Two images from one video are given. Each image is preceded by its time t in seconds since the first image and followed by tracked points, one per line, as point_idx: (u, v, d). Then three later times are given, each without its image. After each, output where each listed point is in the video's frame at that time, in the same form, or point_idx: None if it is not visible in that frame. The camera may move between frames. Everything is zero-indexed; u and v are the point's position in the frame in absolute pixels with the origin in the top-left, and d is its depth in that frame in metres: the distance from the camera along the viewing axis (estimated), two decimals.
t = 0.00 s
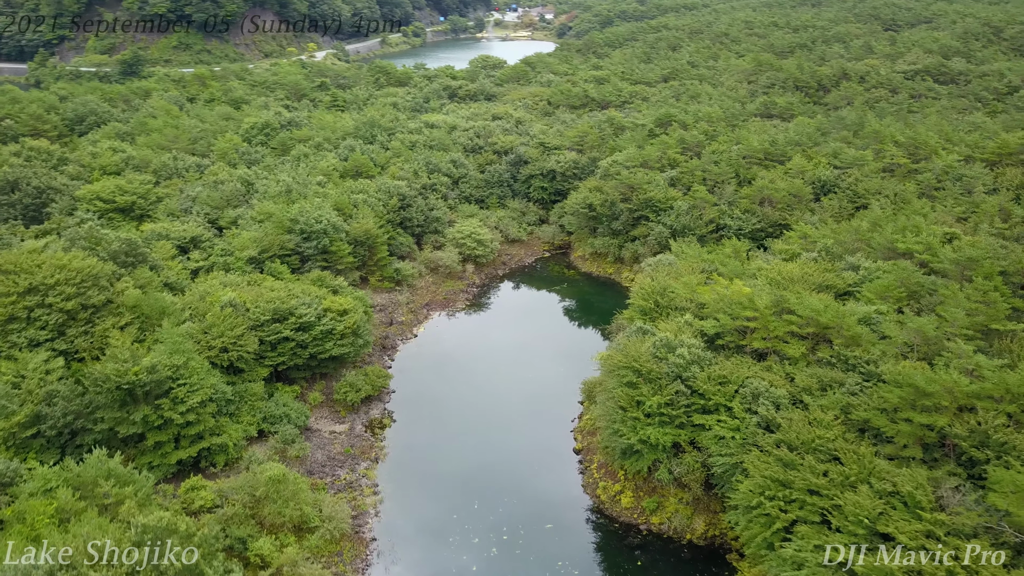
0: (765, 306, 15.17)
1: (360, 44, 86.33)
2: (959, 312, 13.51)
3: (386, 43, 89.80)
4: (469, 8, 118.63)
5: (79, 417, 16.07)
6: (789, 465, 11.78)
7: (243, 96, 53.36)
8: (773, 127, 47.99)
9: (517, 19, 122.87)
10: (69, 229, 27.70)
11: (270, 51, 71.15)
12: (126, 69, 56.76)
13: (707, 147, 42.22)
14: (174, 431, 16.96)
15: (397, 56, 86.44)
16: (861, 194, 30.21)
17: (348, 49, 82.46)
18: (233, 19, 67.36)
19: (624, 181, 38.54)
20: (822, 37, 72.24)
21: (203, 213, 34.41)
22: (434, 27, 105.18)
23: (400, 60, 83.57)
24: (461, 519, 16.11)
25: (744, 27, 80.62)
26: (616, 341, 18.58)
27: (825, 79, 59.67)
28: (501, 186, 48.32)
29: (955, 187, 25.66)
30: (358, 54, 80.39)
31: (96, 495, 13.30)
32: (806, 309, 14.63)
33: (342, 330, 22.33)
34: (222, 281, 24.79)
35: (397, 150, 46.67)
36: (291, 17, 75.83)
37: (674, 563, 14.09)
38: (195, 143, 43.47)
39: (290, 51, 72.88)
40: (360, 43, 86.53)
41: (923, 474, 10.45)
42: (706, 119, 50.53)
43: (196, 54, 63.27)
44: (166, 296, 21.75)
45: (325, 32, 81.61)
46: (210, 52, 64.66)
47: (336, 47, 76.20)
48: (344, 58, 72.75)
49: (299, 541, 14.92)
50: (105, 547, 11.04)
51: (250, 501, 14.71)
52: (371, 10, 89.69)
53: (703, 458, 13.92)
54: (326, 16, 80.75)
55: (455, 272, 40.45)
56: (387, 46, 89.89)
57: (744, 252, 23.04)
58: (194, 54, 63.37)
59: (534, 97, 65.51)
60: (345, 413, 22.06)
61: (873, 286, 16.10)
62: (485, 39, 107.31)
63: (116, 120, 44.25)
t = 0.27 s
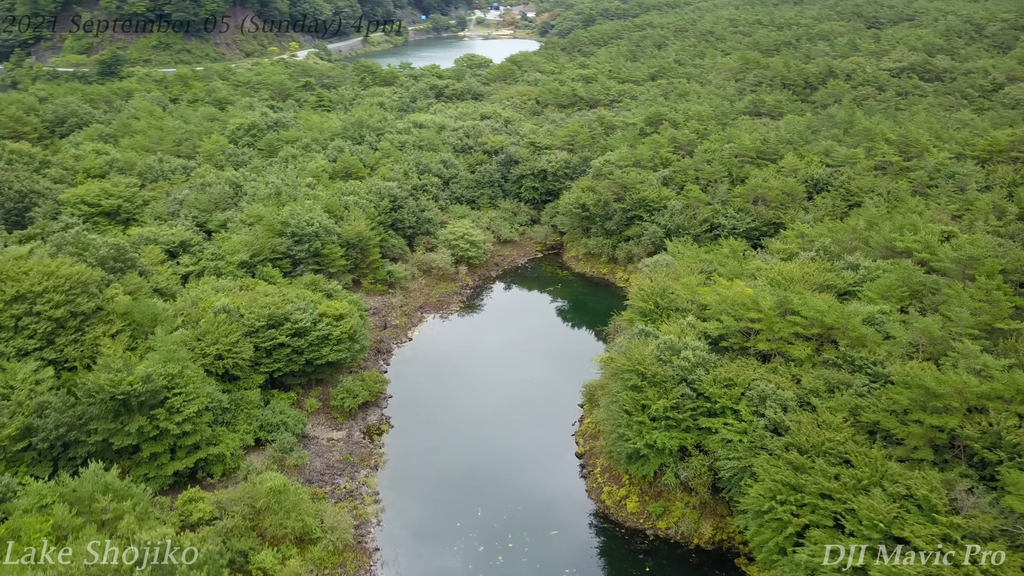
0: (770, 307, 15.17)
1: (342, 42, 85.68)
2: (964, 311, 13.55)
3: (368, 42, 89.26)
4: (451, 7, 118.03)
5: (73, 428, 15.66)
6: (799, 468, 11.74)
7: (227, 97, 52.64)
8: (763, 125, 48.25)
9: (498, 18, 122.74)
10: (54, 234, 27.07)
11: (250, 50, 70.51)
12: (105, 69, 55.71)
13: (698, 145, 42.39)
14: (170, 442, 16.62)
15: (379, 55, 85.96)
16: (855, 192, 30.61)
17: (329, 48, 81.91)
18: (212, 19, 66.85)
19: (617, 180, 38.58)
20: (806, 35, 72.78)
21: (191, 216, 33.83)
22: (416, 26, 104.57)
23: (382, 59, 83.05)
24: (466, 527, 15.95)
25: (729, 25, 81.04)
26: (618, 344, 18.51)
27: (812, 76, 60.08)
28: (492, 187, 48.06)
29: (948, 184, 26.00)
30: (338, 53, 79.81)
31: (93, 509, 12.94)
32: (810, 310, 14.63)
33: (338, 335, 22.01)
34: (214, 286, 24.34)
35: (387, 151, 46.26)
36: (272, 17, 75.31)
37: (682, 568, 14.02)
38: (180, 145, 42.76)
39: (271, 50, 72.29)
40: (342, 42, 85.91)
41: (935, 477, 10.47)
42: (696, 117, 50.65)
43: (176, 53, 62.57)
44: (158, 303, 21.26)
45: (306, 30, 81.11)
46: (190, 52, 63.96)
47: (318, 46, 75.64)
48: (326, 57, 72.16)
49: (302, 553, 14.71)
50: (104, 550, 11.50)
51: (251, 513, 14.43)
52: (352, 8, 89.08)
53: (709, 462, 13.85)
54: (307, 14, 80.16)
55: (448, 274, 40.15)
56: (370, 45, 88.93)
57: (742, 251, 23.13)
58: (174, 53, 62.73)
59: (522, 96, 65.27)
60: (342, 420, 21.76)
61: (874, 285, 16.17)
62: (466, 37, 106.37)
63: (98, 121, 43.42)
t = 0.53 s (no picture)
0: (773, 308, 15.23)
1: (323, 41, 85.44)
2: (967, 310, 13.53)
3: (349, 41, 88.89)
4: (432, 5, 117.37)
5: (65, 441, 15.26)
6: (808, 472, 11.70)
7: (211, 97, 51.88)
8: (751, 124, 48.48)
9: (480, 16, 122.50)
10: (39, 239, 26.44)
11: (231, 50, 69.87)
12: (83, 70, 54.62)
13: (689, 145, 42.50)
14: (166, 452, 16.30)
15: (361, 54, 85.80)
16: (848, 190, 31.11)
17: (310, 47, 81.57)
18: (193, 18, 65.95)
19: (610, 180, 38.58)
20: (791, 32, 73.22)
21: (178, 220, 33.25)
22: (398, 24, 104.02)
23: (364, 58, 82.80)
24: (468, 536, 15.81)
25: (714, 23, 81.41)
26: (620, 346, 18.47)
27: (798, 74, 60.41)
28: (482, 187, 47.77)
29: (940, 183, 26.25)
30: (319, 53, 79.65)
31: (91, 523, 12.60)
32: (814, 311, 14.67)
33: (334, 341, 21.74)
34: (205, 292, 23.90)
35: (376, 152, 45.81)
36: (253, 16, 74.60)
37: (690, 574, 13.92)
38: (164, 147, 42.02)
39: (252, 50, 71.84)
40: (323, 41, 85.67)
41: (946, 479, 10.51)
42: (686, 116, 50.72)
43: (155, 53, 61.86)
44: (149, 310, 20.81)
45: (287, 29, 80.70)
46: (170, 52, 63.27)
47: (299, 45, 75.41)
48: (308, 57, 71.88)
49: (304, 565, 14.48)
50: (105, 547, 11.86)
51: (251, 525, 14.16)
52: (333, 8, 88.65)
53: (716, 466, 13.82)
54: (287, 13, 79.69)
55: (441, 275, 39.81)
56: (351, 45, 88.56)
57: (739, 253, 23.07)
58: (154, 53, 61.99)
59: (510, 95, 65.02)
60: (339, 426, 21.45)
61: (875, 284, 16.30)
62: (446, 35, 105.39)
63: (79, 124, 42.56)
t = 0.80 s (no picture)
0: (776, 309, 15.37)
1: (304, 40, 85.14)
2: (969, 310, 13.69)
3: (331, 40, 88.58)
4: (413, 3, 116.73)
5: (57, 453, 14.89)
6: (818, 475, 11.80)
7: (194, 98, 51.10)
8: (739, 122, 48.71)
9: (462, 14, 122.26)
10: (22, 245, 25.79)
11: (212, 50, 69.19)
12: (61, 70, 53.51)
13: (680, 143, 42.59)
14: (161, 463, 15.98)
15: (343, 53, 85.42)
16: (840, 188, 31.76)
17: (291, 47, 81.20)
18: (171, 18, 65.30)
19: (602, 180, 38.55)
20: (775, 30, 73.64)
21: (165, 223, 32.68)
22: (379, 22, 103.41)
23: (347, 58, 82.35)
24: (470, 541, 15.61)
25: (698, 21, 81.79)
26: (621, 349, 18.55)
27: (784, 72, 60.72)
28: (472, 188, 47.46)
29: (933, 180, 27.12)
30: (300, 53, 79.18)
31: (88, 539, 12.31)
32: (816, 311, 14.83)
33: (329, 346, 21.44)
34: (196, 297, 23.44)
35: (364, 152, 45.34)
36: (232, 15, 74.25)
37: None
38: (148, 148, 41.27)
39: (233, 50, 71.30)
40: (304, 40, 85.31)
41: (955, 480, 10.66)
42: (675, 114, 50.77)
43: (134, 53, 61.05)
44: (139, 316, 20.35)
45: (268, 28, 80.25)
46: (149, 52, 62.49)
47: (280, 45, 74.95)
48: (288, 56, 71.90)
49: None
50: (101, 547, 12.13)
51: (251, 537, 13.87)
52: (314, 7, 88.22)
53: (721, 469, 13.93)
54: (268, 13, 79.08)
55: (433, 277, 39.44)
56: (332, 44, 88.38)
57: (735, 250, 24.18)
58: (133, 53, 61.23)
59: (497, 95, 64.77)
60: (336, 433, 21.15)
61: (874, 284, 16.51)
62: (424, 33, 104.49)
63: (59, 125, 41.68)
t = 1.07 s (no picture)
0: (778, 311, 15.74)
1: (284, 40, 84.44)
2: (972, 310, 14.15)
3: (311, 39, 87.91)
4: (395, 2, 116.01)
5: (48, 467, 14.51)
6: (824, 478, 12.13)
7: (175, 98, 50.25)
8: (728, 120, 48.91)
9: (442, 13, 122.00)
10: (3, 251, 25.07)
11: (191, 50, 68.29)
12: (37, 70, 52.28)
13: (670, 142, 42.70)
14: (156, 475, 15.62)
15: (324, 52, 84.78)
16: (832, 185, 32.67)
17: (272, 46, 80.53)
18: (149, 17, 64.32)
19: (594, 180, 38.50)
20: (758, 28, 74.03)
21: (150, 227, 32.05)
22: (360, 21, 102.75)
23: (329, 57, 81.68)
24: (474, 551, 16.01)
25: (682, 19, 82.09)
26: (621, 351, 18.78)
27: (770, 71, 61.07)
28: (461, 188, 47.14)
29: (924, 177, 28.97)
30: (280, 52, 78.49)
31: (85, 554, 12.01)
32: (818, 312, 15.19)
33: (324, 351, 21.12)
34: (186, 303, 22.97)
35: (352, 153, 44.82)
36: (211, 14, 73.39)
37: None
38: (131, 151, 40.45)
39: (213, 49, 70.46)
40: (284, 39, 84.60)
41: (965, 482, 10.98)
42: (664, 113, 50.85)
43: (112, 53, 60.06)
44: (128, 323, 19.90)
45: (247, 27, 79.50)
46: (127, 52, 61.50)
47: (261, 45, 74.23)
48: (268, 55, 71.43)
49: None
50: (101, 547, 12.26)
51: (250, 550, 13.58)
52: (294, 6, 87.55)
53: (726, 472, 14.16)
54: (247, 12, 78.24)
55: (425, 280, 39.05)
56: (312, 42, 87.62)
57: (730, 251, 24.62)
58: (110, 53, 60.20)
59: (483, 94, 64.48)
60: (331, 440, 20.83)
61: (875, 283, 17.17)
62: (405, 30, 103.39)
63: (37, 128, 40.71)
